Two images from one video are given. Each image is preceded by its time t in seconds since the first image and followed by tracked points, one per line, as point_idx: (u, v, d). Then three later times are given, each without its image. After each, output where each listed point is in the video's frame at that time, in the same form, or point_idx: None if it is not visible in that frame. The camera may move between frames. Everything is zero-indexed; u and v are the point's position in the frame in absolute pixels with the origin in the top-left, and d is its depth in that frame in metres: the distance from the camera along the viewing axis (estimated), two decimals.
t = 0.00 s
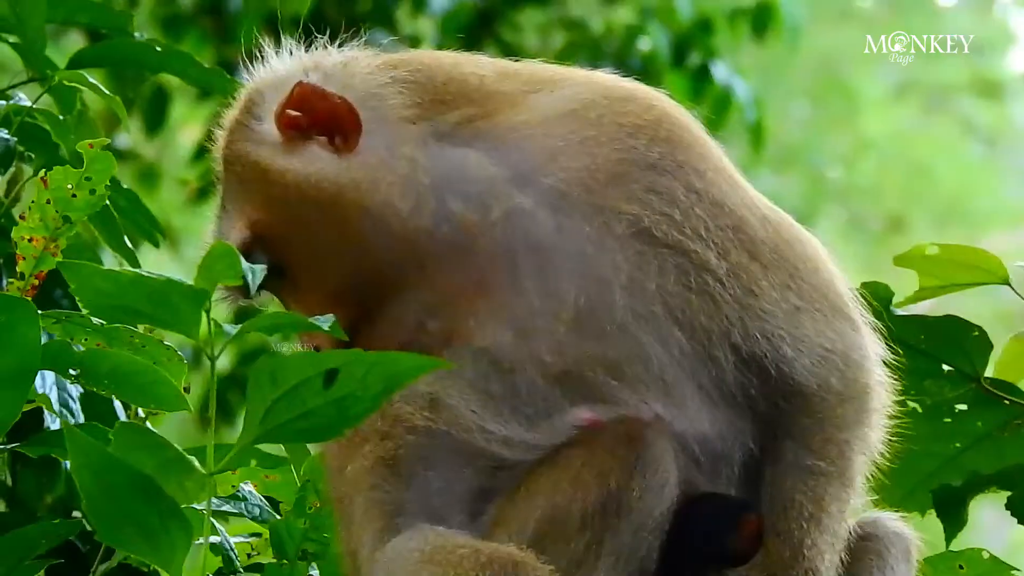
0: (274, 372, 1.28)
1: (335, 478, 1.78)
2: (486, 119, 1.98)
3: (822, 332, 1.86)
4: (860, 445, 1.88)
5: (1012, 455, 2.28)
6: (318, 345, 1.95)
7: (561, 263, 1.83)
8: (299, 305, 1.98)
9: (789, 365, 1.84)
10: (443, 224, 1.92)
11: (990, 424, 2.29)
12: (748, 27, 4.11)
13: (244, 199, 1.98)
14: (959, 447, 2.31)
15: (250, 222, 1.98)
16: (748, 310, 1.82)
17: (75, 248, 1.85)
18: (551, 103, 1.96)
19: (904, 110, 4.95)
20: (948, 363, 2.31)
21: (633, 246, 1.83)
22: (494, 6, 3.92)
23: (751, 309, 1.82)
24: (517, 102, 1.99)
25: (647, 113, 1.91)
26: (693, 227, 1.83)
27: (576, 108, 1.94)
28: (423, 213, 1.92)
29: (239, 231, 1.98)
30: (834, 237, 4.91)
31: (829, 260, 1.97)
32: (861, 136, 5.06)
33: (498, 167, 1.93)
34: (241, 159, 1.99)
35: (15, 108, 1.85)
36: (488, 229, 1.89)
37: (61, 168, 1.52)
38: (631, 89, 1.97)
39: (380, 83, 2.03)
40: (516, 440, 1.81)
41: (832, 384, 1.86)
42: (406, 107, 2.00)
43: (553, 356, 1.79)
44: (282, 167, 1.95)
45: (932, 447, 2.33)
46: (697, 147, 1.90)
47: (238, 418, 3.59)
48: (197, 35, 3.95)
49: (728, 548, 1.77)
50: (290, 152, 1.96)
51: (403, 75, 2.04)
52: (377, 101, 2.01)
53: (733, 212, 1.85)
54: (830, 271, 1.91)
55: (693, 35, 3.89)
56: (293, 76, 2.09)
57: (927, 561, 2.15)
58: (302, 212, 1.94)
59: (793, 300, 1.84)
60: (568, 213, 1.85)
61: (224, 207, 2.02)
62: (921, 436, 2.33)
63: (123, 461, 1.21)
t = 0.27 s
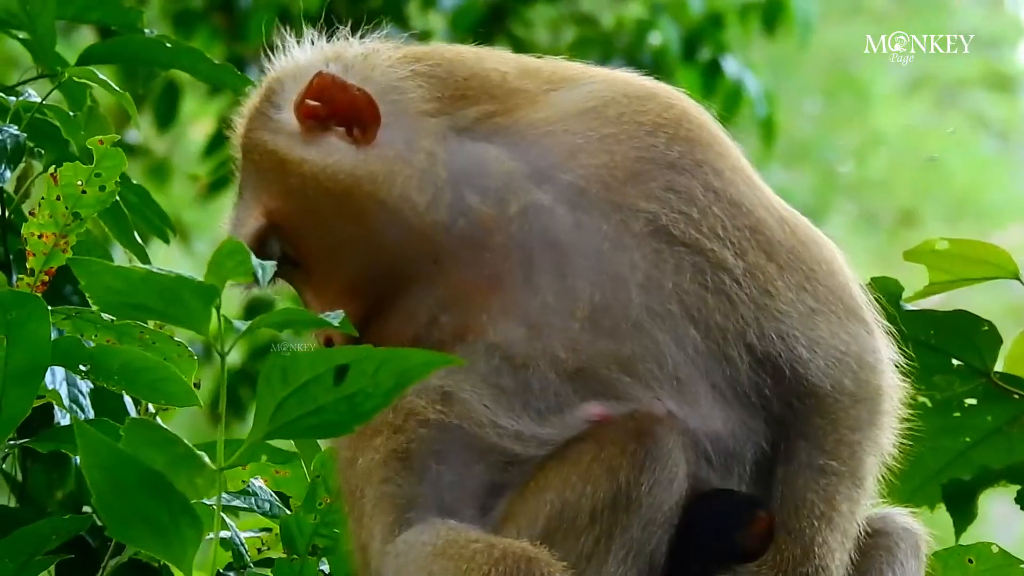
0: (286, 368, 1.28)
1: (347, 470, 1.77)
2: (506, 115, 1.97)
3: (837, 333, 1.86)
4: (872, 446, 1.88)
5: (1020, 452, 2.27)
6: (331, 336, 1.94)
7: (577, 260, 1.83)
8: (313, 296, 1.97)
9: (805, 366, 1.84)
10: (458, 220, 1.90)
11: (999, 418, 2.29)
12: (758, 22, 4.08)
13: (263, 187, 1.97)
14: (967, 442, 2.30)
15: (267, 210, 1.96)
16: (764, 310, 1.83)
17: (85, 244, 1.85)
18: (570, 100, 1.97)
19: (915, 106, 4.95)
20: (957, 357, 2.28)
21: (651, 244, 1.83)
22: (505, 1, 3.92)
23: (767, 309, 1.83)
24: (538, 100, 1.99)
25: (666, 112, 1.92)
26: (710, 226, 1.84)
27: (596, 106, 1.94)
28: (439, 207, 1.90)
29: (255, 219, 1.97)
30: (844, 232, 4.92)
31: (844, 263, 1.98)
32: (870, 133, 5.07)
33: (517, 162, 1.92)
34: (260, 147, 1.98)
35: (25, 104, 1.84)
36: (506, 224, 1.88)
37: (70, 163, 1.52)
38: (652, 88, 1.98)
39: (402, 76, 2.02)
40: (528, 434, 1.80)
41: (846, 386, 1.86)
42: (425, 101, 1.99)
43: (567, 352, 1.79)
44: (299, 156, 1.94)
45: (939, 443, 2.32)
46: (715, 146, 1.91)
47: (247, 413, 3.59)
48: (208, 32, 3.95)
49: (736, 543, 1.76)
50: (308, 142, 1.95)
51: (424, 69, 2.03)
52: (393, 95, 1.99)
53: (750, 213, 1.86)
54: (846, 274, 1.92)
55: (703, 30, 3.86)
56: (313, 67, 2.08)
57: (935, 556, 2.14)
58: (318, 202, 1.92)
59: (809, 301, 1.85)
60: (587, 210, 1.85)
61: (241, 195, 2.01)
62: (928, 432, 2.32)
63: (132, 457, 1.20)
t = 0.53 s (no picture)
0: (286, 367, 1.27)
1: (347, 466, 1.77)
2: (517, 114, 1.98)
3: (841, 340, 1.86)
4: (875, 452, 1.87)
5: (1020, 450, 2.28)
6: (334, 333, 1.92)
7: (584, 260, 1.83)
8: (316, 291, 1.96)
9: (808, 371, 1.85)
10: (464, 218, 1.89)
11: (997, 419, 2.29)
12: (757, 21, 4.08)
13: (271, 180, 1.98)
14: (965, 443, 2.30)
15: (274, 202, 1.97)
16: (768, 315, 1.83)
17: (84, 245, 1.84)
18: (580, 101, 1.96)
19: (915, 103, 5.03)
20: (955, 358, 2.29)
21: (656, 246, 1.83)
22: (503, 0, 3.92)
23: (772, 314, 1.83)
24: (548, 99, 1.99)
25: (675, 114, 1.91)
26: (716, 229, 1.83)
27: (607, 107, 1.94)
28: (446, 204, 1.90)
29: (263, 211, 1.98)
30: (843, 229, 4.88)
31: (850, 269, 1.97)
32: (870, 130, 5.06)
33: (526, 161, 1.92)
34: (270, 140, 2.00)
35: (23, 106, 1.84)
36: (513, 223, 1.88)
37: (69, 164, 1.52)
38: (661, 91, 1.97)
39: (412, 72, 2.04)
40: (528, 434, 1.80)
41: (849, 392, 1.85)
42: (435, 98, 2.00)
43: (571, 353, 1.79)
44: (308, 148, 1.95)
45: (939, 443, 2.32)
46: (724, 149, 1.90)
47: (246, 415, 3.59)
48: (207, 32, 3.95)
49: (736, 546, 1.77)
50: (317, 134, 1.96)
51: (435, 66, 2.04)
52: (405, 91, 2.01)
53: (757, 217, 1.85)
54: (851, 280, 1.91)
55: (702, 30, 3.87)
56: (323, 60, 2.10)
57: (935, 557, 2.14)
58: (325, 195, 1.93)
59: (813, 307, 1.85)
60: (594, 211, 1.85)
61: (249, 188, 2.03)
62: (928, 431, 2.31)
63: (131, 459, 1.20)
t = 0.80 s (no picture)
0: (278, 368, 1.26)
1: (344, 452, 1.77)
2: (551, 113, 1.99)
3: (852, 362, 1.89)
4: (873, 474, 1.90)
5: (1014, 449, 2.27)
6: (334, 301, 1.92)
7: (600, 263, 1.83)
8: (326, 261, 1.97)
9: (818, 390, 1.87)
10: (484, 211, 1.90)
11: (990, 418, 2.28)
12: (748, 22, 4.08)
13: (301, 140, 2.02)
14: (958, 442, 2.30)
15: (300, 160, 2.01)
16: (782, 332, 1.86)
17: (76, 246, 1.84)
18: (613, 105, 1.98)
19: (908, 104, 5.01)
20: (947, 357, 2.29)
21: (677, 255, 1.83)
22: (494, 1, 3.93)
23: (785, 333, 1.86)
24: (582, 101, 2.00)
25: (706, 126, 1.92)
26: (738, 244, 1.84)
27: (639, 112, 1.96)
28: (469, 192, 1.91)
29: (287, 167, 2.02)
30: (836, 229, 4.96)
31: (858, 292, 2.00)
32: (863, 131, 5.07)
33: (553, 158, 1.92)
34: (306, 100, 2.03)
35: (14, 107, 1.83)
36: (531, 218, 1.88)
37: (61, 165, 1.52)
38: (693, 102, 1.99)
39: (455, 56, 2.05)
40: (525, 429, 1.79)
41: (856, 413, 1.88)
42: (475, 86, 2.02)
43: (580, 353, 1.78)
44: (342, 115, 1.99)
45: (932, 441, 2.31)
46: (749, 165, 1.91)
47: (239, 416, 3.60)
48: (198, 33, 3.94)
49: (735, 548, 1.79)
50: (354, 102, 2.00)
51: (478, 53, 2.05)
52: (444, 76, 2.03)
53: (779, 236, 1.88)
54: (860, 304, 1.95)
55: (694, 30, 3.88)
56: (369, 31, 2.13)
57: (925, 556, 2.13)
58: (352, 163, 1.96)
59: (825, 329, 1.88)
60: (618, 216, 1.86)
61: (278, 139, 2.07)
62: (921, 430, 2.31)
63: (124, 460, 1.20)
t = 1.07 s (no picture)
0: (269, 366, 1.26)
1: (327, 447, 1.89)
2: (616, 114, 2.08)
3: (859, 400, 2.03)
4: (861, 508, 2.00)
5: (1005, 448, 2.28)
6: (336, 214, 1.96)
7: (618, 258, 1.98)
8: (344, 177, 2.01)
9: (823, 417, 2.01)
10: (517, 185, 2.00)
11: (981, 419, 2.28)
12: (739, 21, 4.10)
13: (373, 56, 2.08)
14: (948, 443, 2.31)
15: (361, 72, 2.07)
16: (794, 357, 2.00)
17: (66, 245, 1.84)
18: (673, 115, 2.13)
19: (899, 103, 5.06)
20: (938, 357, 2.29)
21: (703, 266, 1.97)
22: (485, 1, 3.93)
23: (797, 360, 2.00)
24: (651, 107, 2.13)
25: (750, 150, 2.07)
26: (765, 270, 1.98)
27: (693, 125, 2.11)
28: (507, 168, 2.00)
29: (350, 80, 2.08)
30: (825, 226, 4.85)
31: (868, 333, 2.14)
32: (853, 132, 5.04)
33: (603, 152, 2.04)
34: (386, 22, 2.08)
35: (5, 105, 1.83)
36: (559, 203, 2.00)
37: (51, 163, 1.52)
38: (747, 125, 2.13)
39: (549, 36, 2.09)
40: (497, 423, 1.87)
41: (858, 447, 2.01)
42: (554, 73, 2.08)
43: (576, 342, 1.92)
44: (416, 51, 2.04)
45: (923, 442, 2.33)
46: (785, 195, 2.06)
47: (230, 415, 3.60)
48: (190, 32, 3.94)
49: (705, 546, 1.86)
50: (431, 41, 2.05)
51: (570, 38, 2.11)
52: (530, 49, 2.07)
53: (805, 269, 2.02)
54: (870, 347, 2.09)
55: (684, 30, 3.88)
56: None
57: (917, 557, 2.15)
58: (408, 101, 2.02)
59: (837, 366, 2.02)
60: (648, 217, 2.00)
61: (349, 48, 2.12)
62: (910, 430, 2.34)
63: (116, 460, 1.20)
